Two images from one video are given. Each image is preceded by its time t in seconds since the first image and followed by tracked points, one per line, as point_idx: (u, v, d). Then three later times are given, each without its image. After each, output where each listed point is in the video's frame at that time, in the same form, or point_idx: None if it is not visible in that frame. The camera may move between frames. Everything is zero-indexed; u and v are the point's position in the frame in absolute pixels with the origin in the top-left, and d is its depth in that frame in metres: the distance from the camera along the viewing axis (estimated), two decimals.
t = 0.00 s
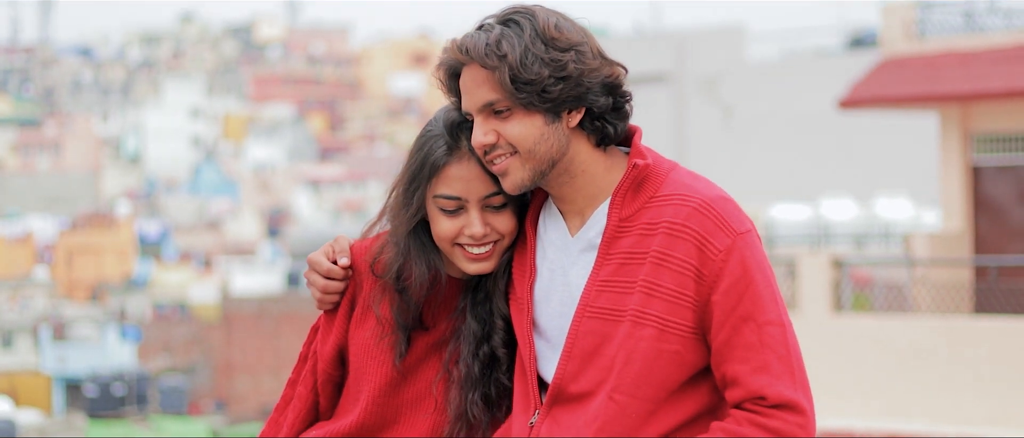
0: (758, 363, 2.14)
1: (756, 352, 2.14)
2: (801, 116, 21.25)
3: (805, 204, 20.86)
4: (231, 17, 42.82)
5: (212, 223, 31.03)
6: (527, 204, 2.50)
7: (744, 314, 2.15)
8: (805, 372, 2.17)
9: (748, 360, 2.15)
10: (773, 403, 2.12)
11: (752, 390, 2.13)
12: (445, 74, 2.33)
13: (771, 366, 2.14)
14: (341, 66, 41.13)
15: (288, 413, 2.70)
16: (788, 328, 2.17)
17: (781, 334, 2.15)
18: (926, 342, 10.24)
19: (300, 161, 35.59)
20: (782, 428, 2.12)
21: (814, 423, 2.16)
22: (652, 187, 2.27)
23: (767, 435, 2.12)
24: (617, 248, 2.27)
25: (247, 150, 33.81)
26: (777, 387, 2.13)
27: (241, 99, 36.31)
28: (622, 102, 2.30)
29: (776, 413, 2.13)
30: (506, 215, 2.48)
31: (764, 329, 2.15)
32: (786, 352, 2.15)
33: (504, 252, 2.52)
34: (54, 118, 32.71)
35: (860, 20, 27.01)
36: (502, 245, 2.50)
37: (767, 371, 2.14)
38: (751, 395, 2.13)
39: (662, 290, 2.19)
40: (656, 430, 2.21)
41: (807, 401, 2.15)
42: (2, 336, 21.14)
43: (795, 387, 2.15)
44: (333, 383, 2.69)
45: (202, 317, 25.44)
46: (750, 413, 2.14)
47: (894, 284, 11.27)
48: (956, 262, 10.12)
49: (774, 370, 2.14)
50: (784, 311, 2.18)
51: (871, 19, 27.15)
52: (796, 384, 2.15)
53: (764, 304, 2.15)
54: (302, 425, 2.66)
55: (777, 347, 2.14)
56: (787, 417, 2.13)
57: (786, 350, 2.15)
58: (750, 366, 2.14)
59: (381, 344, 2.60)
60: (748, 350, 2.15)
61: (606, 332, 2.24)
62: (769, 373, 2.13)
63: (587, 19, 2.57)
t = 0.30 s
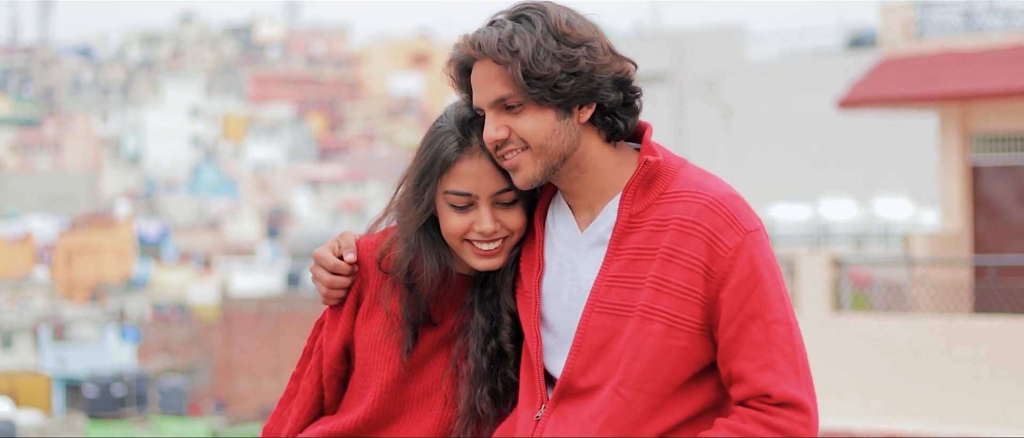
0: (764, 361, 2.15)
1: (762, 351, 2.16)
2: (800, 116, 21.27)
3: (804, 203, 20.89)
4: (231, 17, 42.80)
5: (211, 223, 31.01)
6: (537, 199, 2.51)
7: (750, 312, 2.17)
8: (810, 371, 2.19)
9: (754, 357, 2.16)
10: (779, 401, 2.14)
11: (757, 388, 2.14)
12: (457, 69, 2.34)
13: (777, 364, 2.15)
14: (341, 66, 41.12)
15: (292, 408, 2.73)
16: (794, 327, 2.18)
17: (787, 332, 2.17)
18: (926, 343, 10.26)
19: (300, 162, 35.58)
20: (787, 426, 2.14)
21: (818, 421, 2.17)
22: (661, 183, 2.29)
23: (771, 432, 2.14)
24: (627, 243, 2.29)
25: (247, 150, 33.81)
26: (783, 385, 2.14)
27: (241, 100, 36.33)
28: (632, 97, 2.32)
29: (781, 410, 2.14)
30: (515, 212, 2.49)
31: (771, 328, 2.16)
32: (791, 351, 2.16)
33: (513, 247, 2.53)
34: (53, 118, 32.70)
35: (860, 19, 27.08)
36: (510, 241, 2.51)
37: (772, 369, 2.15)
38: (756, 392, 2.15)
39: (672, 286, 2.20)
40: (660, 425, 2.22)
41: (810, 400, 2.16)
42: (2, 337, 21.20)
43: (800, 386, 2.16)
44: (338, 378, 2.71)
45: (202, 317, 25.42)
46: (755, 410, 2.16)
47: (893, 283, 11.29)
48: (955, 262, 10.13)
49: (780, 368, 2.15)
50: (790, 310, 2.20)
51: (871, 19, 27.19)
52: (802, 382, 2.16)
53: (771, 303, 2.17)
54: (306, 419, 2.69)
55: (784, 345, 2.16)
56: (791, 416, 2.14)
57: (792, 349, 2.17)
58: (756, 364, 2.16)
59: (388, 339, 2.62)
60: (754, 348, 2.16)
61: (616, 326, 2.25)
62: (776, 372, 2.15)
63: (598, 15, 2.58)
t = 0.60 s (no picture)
0: (769, 358, 2.16)
1: (767, 349, 2.17)
2: (799, 118, 21.29)
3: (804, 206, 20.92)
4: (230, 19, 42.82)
5: (211, 226, 30.98)
6: (544, 196, 2.52)
7: (756, 310, 2.17)
8: (814, 369, 2.20)
9: (758, 355, 2.17)
10: (783, 399, 2.15)
11: (762, 385, 2.15)
12: (464, 67, 2.35)
13: (782, 361, 2.16)
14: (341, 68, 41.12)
15: (297, 404, 2.74)
16: (799, 326, 2.19)
17: (792, 331, 2.17)
18: (926, 345, 10.26)
19: (299, 165, 35.54)
20: (791, 424, 2.14)
21: (821, 419, 2.18)
22: (668, 181, 2.30)
23: (777, 431, 2.15)
24: (633, 241, 2.29)
25: (246, 153, 33.79)
26: (787, 383, 2.15)
27: (241, 102, 36.33)
28: (639, 95, 2.33)
29: (785, 408, 2.15)
30: (523, 210, 2.50)
31: (776, 326, 2.17)
32: (796, 350, 2.17)
33: (520, 246, 2.54)
34: (53, 120, 32.75)
35: (859, 21, 27.12)
36: (517, 240, 2.52)
37: (776, 367, 2.16)
38: (760, 390, 2.16)
39: (678, 284, 2.21)
40: (664, 422, 2.23)
41: (814, 397, 2.17)
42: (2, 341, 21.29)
43: (804, 384, 2.17)
44: (342, 376, 2.72)
45: (201, 320, 25.41)
46: (759, 407, 2.16)
47: (892, 285, 11.33)
48: (955, 263, 10.15)
49: (785, 366, 2.16)
50: (795, 309, 2.20)
51: (871, 21, 27.22)
52: (806, 381, 2.18)
53: (777, 301, 2.17)
54: (311, 416, 2.70)
55: (788, 343, 2.17)
56: (795, 414, 2.15)
57: (797, 347, 2.17)
58: (760, 361, 2.17)
59: (393, 337, 2.63)
60: (758, 345, 2.17)
61: (621, 323, 2.26)
62: (780, 369, 2.16)
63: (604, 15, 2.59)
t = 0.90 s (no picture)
0: (773, 356, 2.17)
1: (772, 345, 2.17)
2: (798, 123, 21.32)
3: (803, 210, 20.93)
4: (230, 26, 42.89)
5: (210, 231, 30.92)
6: (549, 195, 2.53)
7: (760, 308, 2.18)
8: (818, 368, 2.20)
9: (763, 352, 2.17)
10: (787, 397, 2.15)
11: (766, 383, 2.15)
12: (469, 66, 2.36)
13: (787, 360, 2.16)
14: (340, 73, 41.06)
15: (301, 403, 2.74)
16: (804, 324, 2.19)
17: (797, 328, 2.18)
18: (925, 349, 10.27)
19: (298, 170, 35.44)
20: (795, 421, 2.15)
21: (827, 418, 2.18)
22: (672, 180, 2.30)
23: (782, 429, 2.15)
24: (638, 239, 2.30)
25: (245, 158, 33.75)
26: (791, 381, 2.15)
27: (240, 107, 36.33)
28: (644, 93, 2.34)
29: (789, 406, 2.15)
30: (528, 210, 2.51)
31: (781, 324, 2.17)
32: (801, 350, 2.17)
33: (525, 245, 2.54)
34: (52, 126, 32.87)
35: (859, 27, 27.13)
36: (522, 239, 2.52)
37: (781, 364, 2.16)
38: (765, 388, 2.16)
39: (683, 282, 2.21)
40: (669, 420, 2.24)
41: (819, 395, 2.17)
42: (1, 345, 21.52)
43: (809, 382, 2.17)
44: (346, 375, 2.72)
45: (200, 324, 25.36)
46: (764, 405, 2.17)
47: (892, 289, 11.38)
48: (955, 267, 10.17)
49: (789, 363, 2.16)
50: (800, 308, 2.21)
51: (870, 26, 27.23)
52: (810, 379, 2.18)
53: (781, 300, 2.18)
54: (316, 414, 2.71)
55: (792, 341, 2.17)
56: (799, 411, 2.15)
57: (801, 346, 2.17)
58: (764, 359, 2.17)
59: (398, 335, 2.63)
60: (762, 343, 2.17)
61: (626, 321, 2.26)
62: (785, 368, 2.16)
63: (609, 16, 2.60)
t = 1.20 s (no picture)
0: (774, 350, 2.17)
1: (773, 340, 2.17)
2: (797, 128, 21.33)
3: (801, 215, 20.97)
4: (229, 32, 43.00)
5: (209, 238, 30.92)
6: (550, 192, 2.53)
7: (761, 302, 2.18)
8: (819, 362, 2.20)
9: (763, 346, 2.18)
10: (789, 390, 2.15)
11: (768, 377, 2.16)
12: (471, 64, 2.37)
13: (788, 354, 2.17)
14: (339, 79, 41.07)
15: (303, 399, 2.75)
16: (805, 319, 2.19)
17: (798, 323, 2.18)
18: (925, 352, 10.27)
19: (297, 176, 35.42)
20: (797, 415, 2.15)
21: (828, 412, 2.19)
22: (672, 176, 2.31)
23: (784, 422, 2.15)
24: (638, 235, 2.31)
25: (244, 164, 33.75)
26: (792, 375, 2.16)
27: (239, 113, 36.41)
28: (645, 90, 2.35)
29: (791, 400, 2.16)
30: (529, 207, 2.52)
31: (782, 318, 2.17)
32: (802, 343, 2.18)
33: (526, 241, 2.55)
34: (51, 132, 33.04)
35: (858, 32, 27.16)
36: (524, 236, 2.53)
37: (782, 358, 2.17)
38: (767, 382, 2.16)
39: (683, 278, 2.22)
40: (671, 416, 2.24)
41: (820, 388, 2.18)
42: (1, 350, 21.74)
43: (809, 376, 2.17)
44: (348, 371, 2.73)
45: (200, 330, 25.37)
46: (766, 399, 2.17)
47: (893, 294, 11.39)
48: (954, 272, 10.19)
49: (791, 358, 2.17)
50: (801, 302, 2.21)
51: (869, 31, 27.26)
52: (812, 373, 2.18)
53: (782, 294, 2.18)
54: (318, 411, 2.72)
55: (793, 335, 2.17)
56: (801, 405, 2.15)
57: (802, 340, 2.18)
58: (766, 353, 2.17)
59: (398, 331, 2.64)
60: (763, 338, 2.18)
61: (627, 316, 2.27)
62: (787, 361, 2.16)
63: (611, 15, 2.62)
